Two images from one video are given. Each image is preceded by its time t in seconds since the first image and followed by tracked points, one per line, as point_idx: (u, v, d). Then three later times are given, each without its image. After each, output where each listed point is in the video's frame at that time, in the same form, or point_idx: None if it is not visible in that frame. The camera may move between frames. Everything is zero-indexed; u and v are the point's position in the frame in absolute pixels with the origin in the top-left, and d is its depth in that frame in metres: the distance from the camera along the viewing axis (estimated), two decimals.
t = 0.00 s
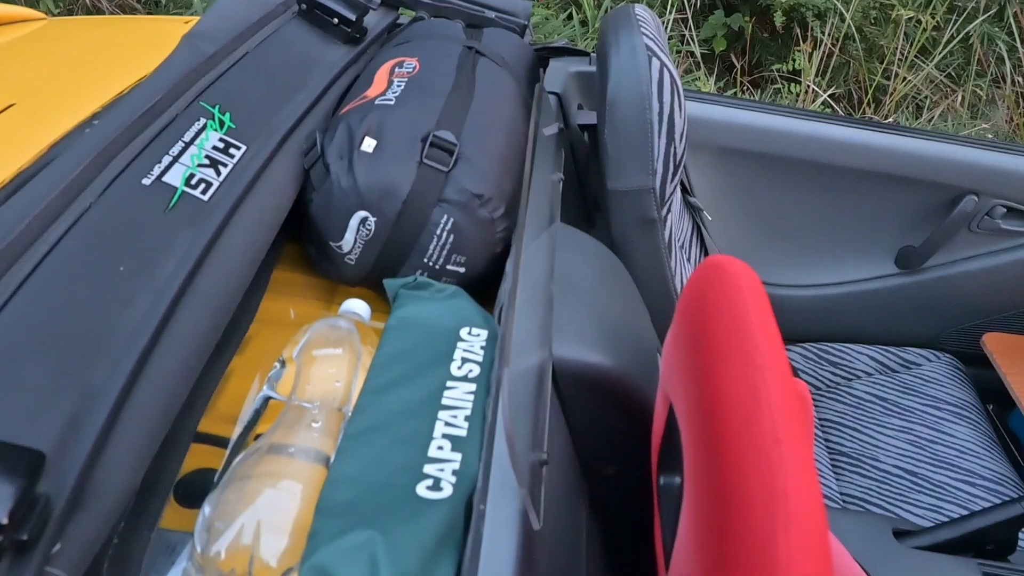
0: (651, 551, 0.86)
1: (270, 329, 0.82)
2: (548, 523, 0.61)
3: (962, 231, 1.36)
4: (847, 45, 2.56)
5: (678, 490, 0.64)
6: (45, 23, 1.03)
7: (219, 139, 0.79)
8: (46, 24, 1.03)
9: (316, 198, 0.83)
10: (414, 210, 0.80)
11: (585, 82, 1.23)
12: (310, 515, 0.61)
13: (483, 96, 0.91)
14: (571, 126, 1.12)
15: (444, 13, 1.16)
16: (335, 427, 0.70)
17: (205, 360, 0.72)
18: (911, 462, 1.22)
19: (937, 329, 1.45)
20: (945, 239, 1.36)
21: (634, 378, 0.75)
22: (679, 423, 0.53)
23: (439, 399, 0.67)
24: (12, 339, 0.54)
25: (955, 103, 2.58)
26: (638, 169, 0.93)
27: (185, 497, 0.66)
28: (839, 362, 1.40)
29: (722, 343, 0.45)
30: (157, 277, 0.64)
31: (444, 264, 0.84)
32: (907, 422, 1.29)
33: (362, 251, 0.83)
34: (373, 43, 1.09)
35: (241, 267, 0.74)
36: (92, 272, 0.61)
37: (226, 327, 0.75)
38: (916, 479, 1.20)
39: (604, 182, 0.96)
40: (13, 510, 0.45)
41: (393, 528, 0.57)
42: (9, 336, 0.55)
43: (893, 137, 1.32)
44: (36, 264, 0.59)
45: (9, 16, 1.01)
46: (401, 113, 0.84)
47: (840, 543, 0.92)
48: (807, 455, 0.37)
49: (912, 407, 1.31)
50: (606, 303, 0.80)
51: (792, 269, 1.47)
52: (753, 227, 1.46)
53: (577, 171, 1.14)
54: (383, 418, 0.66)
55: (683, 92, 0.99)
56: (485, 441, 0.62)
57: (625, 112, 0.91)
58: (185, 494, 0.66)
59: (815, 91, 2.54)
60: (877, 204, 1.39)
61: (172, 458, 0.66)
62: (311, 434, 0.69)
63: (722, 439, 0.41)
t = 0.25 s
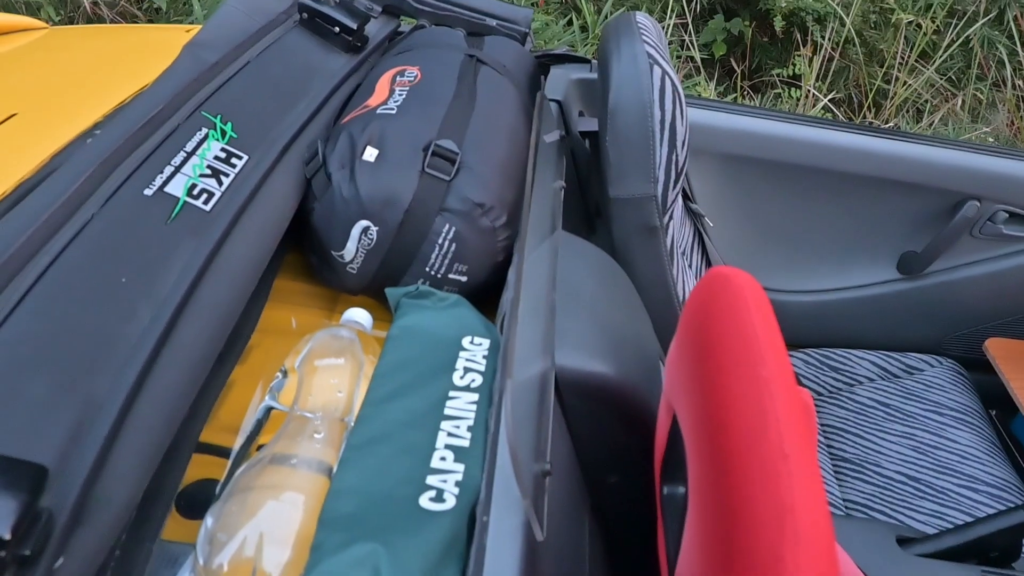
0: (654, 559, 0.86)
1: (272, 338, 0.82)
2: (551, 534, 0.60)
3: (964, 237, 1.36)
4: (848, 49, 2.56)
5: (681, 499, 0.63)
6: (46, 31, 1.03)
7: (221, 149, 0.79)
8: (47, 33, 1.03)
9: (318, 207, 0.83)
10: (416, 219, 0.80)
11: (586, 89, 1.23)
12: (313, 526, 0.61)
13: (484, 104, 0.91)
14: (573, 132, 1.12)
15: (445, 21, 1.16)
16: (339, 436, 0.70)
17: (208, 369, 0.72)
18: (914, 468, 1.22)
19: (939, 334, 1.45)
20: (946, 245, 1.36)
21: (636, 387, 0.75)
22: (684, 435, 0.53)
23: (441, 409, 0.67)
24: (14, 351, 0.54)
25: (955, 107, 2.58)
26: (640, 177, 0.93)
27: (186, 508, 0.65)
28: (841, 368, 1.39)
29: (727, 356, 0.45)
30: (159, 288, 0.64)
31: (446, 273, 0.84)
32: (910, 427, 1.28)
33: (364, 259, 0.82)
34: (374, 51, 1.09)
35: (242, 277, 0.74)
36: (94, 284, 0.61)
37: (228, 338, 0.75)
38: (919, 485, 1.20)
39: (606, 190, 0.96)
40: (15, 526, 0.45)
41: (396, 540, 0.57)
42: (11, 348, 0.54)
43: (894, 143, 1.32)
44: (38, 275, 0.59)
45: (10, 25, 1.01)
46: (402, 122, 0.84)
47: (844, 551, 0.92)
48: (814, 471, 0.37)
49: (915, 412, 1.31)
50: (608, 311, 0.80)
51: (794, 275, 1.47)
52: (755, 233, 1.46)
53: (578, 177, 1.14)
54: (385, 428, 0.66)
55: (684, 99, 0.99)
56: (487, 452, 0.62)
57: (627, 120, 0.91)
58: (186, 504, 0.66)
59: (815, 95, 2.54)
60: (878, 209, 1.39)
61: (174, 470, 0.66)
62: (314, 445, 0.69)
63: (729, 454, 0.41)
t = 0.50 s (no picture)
0: (656, 566, 0.86)
1: (274, 346, 0.82)
2: (554, 543, 0.60)
3: (966, 241, 1.35)
4: (848, 53, 2.56)
5: (684, 508, 0.62)
6: (47, 38, 1.03)
7: (223, 157, 0.79)
8: (48, 40, 1.03)
9: (320, 215, 0.83)
10: (417, 227, 0.80)
11: (587, 95, 1.23)
12: (316, 535, 0.61)
13: (485, 112, 0.91)
14: (574, 139, 1.11)
15: (447, 27, 1.16)
16: (340, 446, 0.70)
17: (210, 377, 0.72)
18: (917, 472, 1.21)
19: (941, 339, 1.45)
20: (948, 250, 1.36)
21: (639, 394, 0.75)
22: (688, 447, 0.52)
23: (444, 418, 0.67)
24: (16, 363, 0.54)
25: (956, 111, 2.58)
26: (641, 184, 0.93)
27: (188, 516, 0.65)
28: (843, 372, 1.39)
29: (731, 368, 0.45)
30: (161, 298, 0.64)
31: (448, 280, 0.84)
32: (912, 432, 1.28)
33: (366, 267, 0.82)
34: (376, 58, 1.09)
35: (244, 286, 0.74)
36: (96, 294, 0.61)
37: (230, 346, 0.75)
38: (921, 490, 1.19)
39: (608, 197, 0.96)
40: (18, 539, 0.45)
41: (398, 550, 0.57)
42: (13, 359, 0.54)
43: (895, 148, 1.33)
44: (40, 284, 0.59)
45: (10, 32, 1.01)
46: (404, 130, 0.84)
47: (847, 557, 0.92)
48: (819, 484, 0.37)
49: (917, 417, 1.30)
50: (610, 319, 0.80)
51: (796, 280, 1.47)
52: (756, 238, 1.46)
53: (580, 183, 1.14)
54: (387, 438, 0.66)
55: (686, 106, 0.99)
56: (490, 461, 0.61)
57: (628, 126, 0.91)
58: (188, 512, 0.65)
59: (815, 99, 2.54)
60: (880, 214, 1.38)
61: (175, 478, 0.66)
62: (315, 454, 0.68)
63: (734, 467, 0.41)
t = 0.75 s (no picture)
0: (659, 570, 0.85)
1: (276, 350, 0.82)
2: (557, 549, 0.60)
3: (968, 243, 1.35)
4: (849, 54, 2.56)
5: (687, 512, 0.62)
6: (49, 43, 1.04)
7: (224, 162, 0.79)
8: (48, 45, 1.03)
9: (322, 220, 0.83)
10: (419, 231, 0.80)
11: (588, 98, 1.23)
12: (318, 541, 0.61)
13: (486, 115, 0.91)
14: (575, 141, 1.11)
15: (448, 31, 1.16)
16: (343, 451, 0.70)
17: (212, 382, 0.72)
18: (919, 475, 1.21)
19: (944, 341, 1.45)
20: (950, 252, 1.35)
21: (641, 398, 0.75)
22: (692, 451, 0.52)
23: (446, 422, 0.67)
24: (17, 370, 0.54)
25: (958, 112, 2.58)
26: (643, 186, 0.92)
27: (190, 522, 0.65)
28: (845, 375, 1.39)
29: (736, 373, 0.44)
30: (163, 303, 0.64)
31: (449, 284, 0.84)
32: (914, 435, 1.27)
33: (368, 271, 0.82)
34: (376, 62, 1.09)
35: (246, 291, 0.74)
36: (98, 299, 0.61)
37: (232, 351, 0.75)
38: (924, 493, 1.19)
39: (609, 200, 0.96)
40: (20, 546, 0.45)
41: (401, 556, 0.57)
42: (14, 365, 0.54)
43: (896, 150, 1.32)
44: (42, 290, 0.59)
45: (11, 37, 1.01)
46: (405, 134, 0.84)
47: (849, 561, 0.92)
48: (824, 491, 0.37)
49: (919, 419, 1.30)
50: (612, 322, 0.80)
51: (798, 282, 1.46)
52: (757, 240, 1.46)
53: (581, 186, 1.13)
54: (390, 443, 0.66)
55: (687, 108, 0.99)
56: (492, 466, 0.61)
57: (630, 129, 0.91)
58: (190, 519, 0.66)
59: (816, 101, 2.54)
60: (882, 216, 1.38)
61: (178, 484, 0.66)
62: (318, 459, 0.68)
63: (738, 474, 0.41)
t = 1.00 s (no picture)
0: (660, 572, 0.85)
1: (276, 353, 0.82)
2: (558, 551, 0.60)
3: (969, 244, 1.35)
4: (849, 55, 2.56)
5: (688, 514, 0.62)
6: (49, 46, 1.04)
7: (225, 165, 0.79)
8: (49, 47, 1.03)
9: (322, 222, 0.83)
10: (420, 234, 0.80)
11: (589, 99, 1.21)
12: (319, 544, 0.61)
13: (486, 118, 0.91)
14: (576, 143, 1.12)
15: (448, 33, 1.16)
16: (344, 453, 0.70)
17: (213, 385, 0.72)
18: (921, 476, 1.21)
19: (945, 342, 1.44)
20: (951, 252, 1.35)
21: (642, 400, 0.75)
22: (693, 453, 0.52)
23: (447, 425, 0.67)
24: (17, 373, 0.54)
25: (959, 112, 2.58)
26: (643, 188, 0.92)
27: (191, 526, 0.65)
28: (846, 376, 1.39)
29: (736, 374, 0.44)
30: (163, 306, 0.64)
31: (450, 287, 0.84)
32: (916, 436, 1.27)
33: (368, 274, 0.82)
34: (377, 64, 1.09)
35: (246, 294, 0.74)
36: (99, 302, 0.61)
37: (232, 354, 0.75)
38: (925, 494, 1.19)
39: (610, 202, 0.96)
40: (20, 550, 0.45)
41: (402, 559, 0.57)
42: (15, 370, 0.54)
43: (897, 151, 1.32)
44: (42, 294, 0.59)
45: (12, 40, 1.01)
46: (406, 136, 0.84)
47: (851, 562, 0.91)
48: (824, 493, 0.37)
49: (921, 421, 1.30)
50: (613, 324, 0.80)
51: (798, 284, 1.46)
52: (758, 242, 1.45)
53: (581, 187, 1.13)
54: (391, 445, 0.66)
55: (687, 110, 0.99)
56: (493, 469, 0.61)
57: (630, 131, 0.91)
58: (191, 522, 0.66)
59: (817, 102, 2.54)
60: (882, 217, 1.38)
61: (179, 487, 0.66)
62: (319, 462, 0.68)
63: (738, 475, 0.41)
